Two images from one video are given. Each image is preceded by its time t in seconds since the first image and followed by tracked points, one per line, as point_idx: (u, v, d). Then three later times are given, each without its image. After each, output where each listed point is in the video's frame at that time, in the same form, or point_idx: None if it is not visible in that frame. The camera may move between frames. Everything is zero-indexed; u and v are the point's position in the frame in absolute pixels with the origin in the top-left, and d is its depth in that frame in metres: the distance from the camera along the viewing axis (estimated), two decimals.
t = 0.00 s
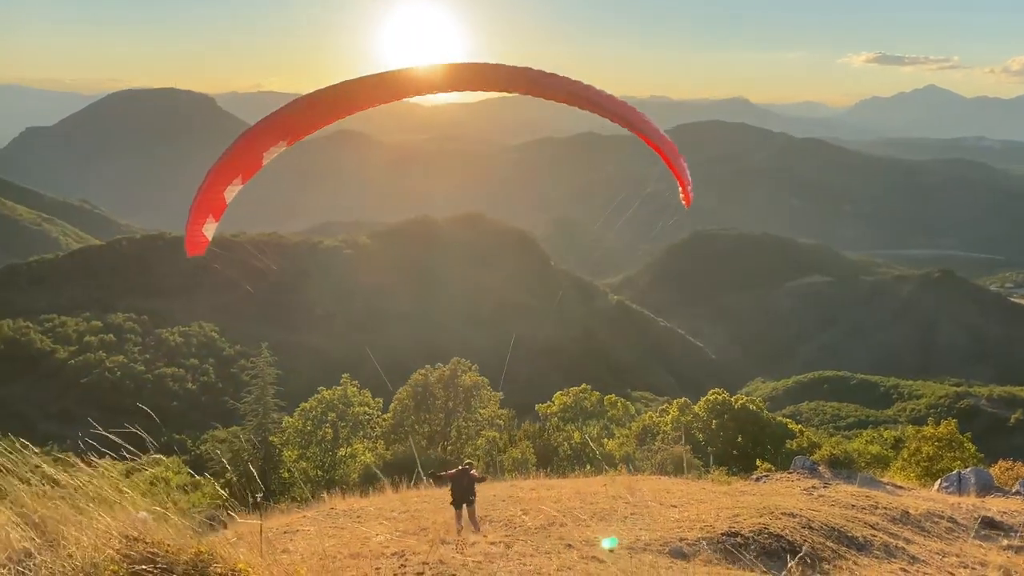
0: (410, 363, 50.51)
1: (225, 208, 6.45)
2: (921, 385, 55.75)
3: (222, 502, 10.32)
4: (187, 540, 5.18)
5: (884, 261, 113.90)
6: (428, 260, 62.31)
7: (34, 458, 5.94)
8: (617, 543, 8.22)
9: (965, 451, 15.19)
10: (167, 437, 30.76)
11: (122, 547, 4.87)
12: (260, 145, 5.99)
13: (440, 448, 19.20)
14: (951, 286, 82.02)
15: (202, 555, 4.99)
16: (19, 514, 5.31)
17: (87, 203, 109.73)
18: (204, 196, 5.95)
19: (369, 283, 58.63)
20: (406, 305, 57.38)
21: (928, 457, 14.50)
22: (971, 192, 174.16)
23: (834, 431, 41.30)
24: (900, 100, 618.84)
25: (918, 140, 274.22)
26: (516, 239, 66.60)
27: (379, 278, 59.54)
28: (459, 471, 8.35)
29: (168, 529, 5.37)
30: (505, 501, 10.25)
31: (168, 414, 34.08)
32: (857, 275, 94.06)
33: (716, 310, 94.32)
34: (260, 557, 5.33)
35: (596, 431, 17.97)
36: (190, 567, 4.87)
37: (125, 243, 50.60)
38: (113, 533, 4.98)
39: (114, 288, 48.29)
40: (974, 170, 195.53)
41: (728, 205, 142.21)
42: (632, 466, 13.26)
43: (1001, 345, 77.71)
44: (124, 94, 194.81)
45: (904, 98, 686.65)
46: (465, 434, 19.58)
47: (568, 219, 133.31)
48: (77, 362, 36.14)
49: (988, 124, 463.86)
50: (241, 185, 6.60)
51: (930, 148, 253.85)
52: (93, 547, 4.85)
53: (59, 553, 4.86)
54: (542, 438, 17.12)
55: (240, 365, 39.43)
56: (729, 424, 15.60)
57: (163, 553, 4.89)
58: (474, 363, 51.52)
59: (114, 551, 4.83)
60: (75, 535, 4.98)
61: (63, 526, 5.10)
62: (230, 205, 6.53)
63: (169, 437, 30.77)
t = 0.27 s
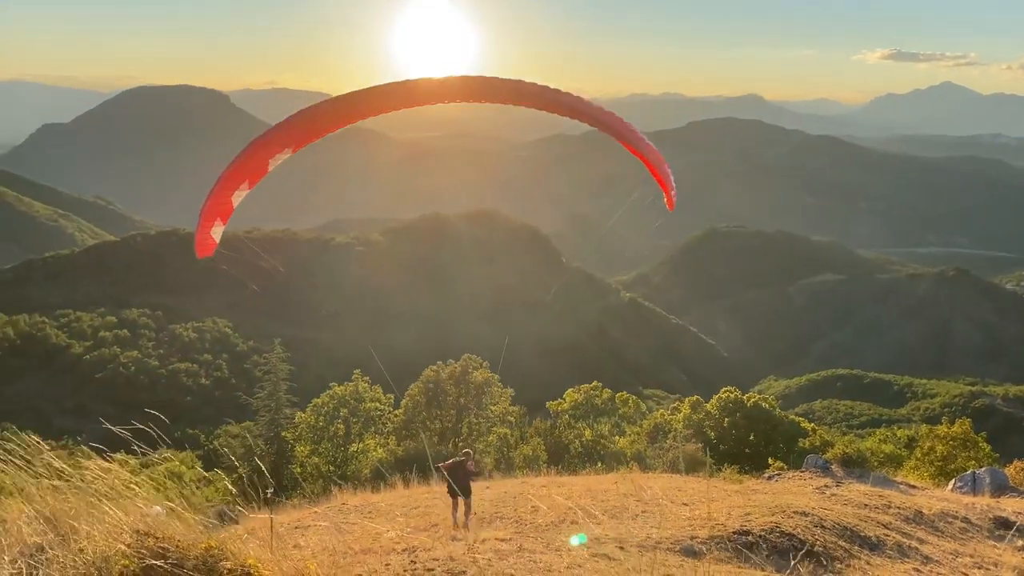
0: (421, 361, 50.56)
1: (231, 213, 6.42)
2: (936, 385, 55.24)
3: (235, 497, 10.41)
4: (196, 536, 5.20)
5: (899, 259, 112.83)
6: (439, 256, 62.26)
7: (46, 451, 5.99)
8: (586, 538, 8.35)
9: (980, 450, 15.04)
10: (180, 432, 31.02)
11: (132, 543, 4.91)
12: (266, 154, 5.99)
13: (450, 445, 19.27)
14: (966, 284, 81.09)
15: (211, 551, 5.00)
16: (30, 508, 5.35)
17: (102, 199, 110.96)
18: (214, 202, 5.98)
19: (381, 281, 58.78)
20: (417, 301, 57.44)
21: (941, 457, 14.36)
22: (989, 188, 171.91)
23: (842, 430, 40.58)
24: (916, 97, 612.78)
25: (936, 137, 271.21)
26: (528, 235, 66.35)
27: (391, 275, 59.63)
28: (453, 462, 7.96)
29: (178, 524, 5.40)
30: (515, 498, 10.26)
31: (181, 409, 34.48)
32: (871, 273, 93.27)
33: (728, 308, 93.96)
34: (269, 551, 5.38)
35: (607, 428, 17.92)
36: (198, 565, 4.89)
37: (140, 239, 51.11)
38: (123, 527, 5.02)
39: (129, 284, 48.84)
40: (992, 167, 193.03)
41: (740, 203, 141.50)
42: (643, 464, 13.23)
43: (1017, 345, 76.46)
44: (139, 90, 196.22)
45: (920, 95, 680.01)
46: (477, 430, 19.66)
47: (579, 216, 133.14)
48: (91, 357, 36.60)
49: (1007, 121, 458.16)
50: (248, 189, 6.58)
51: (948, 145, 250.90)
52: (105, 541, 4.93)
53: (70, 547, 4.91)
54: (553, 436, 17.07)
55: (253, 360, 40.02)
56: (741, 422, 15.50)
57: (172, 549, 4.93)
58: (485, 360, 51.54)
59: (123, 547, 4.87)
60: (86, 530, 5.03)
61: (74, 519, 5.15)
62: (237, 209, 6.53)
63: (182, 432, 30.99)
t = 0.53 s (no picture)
0: (432, 357, 50.57)
1: (242, 214, 6.31)
2: (952, 384, 54.58)
3: (247, 492, 10.45)
4: (207, 531, 5.24)
5: (916, 257, 111.46)
6: (451, 253, 62.17)
7: (59, 445, 6.04)
8: (546, 539, 8.26)
9: (997, 450, 14.84)
10: (194, 427, 31.20)
11: (144, 537, 4.96)
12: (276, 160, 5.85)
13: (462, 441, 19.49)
14: (984, 282, 79.91)
15: (223, 546, 5.05)
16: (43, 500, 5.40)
17: (118, 196, 112.42)
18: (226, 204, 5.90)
19: (392, 279, 58.86)
20: (428, 299, 57.45)
21: (957, 456, 14.20)
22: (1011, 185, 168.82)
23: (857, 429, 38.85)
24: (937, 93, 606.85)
25: (960, 135, 267.11)
26: (541, 231, 66.01)
27: (402, 273, 59.67)
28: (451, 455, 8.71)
29: (191, 518, 5.40)
30: (527, 495, 10.27)
31: (194, 404, 34.87)
32: (887, 272, 92.21)
33: (742, 306, 93.51)
34: (282, 546, 5.43)
35: (619, 425, 17.86)
36: (211, 559, 4.95)
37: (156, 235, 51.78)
38: (136, 522, 5.06)
39: (144, 280, 49.36)
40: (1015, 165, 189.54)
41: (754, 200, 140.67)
42: (655, 461, 13.22)
43: None
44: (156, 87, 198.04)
45: (940, 91, 671.46)
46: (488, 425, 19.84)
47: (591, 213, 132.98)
48: (106, 352, 37.16)
49: None
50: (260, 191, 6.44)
51: (972, 143, 246.77)
52: (117, 536, 5.00)
53: (82, 540, 4.94)
54: (565, 433, 16.99)
55: (266, 356, 40.26)
56: (754, 421, 15.41)
57: (183, 544, 4.96)
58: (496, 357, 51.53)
59: (136, 542, 4.93)
60: (99, 522, 5.07)
61: (87, 513, 5.19)
62: (248, 210, 6.39)
63: (196, 426, 31.22)
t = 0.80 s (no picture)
0: (442, 353, 50.59)
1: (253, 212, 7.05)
2: (967, 384, 53.98)
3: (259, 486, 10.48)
4: (222, 526, 5.30)
5: (932, 256, 110.34)
6: (464, 249, 62.04)
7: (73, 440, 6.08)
8: (542, 539, 8.15)
9: (1014, 450, 14.68)
10: (208, 421, 31.53)
11: (159, 533, 5.01)
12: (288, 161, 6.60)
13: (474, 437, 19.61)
14: (1000, 281, 79.02)
15: (237, 542, 5.12)
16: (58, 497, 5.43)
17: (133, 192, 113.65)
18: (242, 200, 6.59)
19: (405, 275, 58.84)
20: (440, 296, 57.48)
21: (972, 456, 14.06)
22: None
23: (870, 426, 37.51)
24: (955, 90, 600.11)
25: (980, 132, 263.34)
26: (552, 228, 65.86)
27: (415, 268, 59.65)
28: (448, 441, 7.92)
29: (205, 515, 5.41)
30: (538, 492, 10.24)
31: (207, 399, 35.26)
32: (902, 270, 91.43)
33: (754, 303, 93.15)
34: (295, 543, 5.47)
35: (631, 423, 17.85)
36: (226, 556, 4.99)
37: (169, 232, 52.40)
38: (152, 518, 5.09)
39: (159, 276, 50.04)
40: None
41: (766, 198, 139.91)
42: (667, 459, 13.19)
43: None
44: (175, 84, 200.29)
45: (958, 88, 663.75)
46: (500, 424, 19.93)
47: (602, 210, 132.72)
48: (121, 348, 37.73)
49: None
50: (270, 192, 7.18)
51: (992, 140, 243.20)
52: (132, 531, 5.00)
53: (97, 533, 4.98)
54: (576, 430, 17.00)
55: (278, 351, 40.43)
56: (767, 419, 15.37)
57: (198, 540, 5.00)
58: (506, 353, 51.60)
59: (149, 537, 4.98)
60: (114, 519, 5.11)
61: (103, 509, 5.24)
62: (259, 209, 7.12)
63: (210, 421, 31.55)
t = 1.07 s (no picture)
0: (453, 350, 50.60)
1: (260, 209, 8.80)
2: (982, 381, 53.38)
3: (271, 483, 10.53)
4: (236, 522, 5.26)
5: (948, 252, 109.30)
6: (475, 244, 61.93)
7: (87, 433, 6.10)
8: (556, 537, 8.10)
9: None
10: (221, 416, 31.76)
11: (172, 529, 4.99)
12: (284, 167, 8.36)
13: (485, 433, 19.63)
14: (1016, 278, 78.18)
15: (249, 538, 5.06)
16: (73, 491, 5.44)
17: (147, 188, 114.61)
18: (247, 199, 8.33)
19: (417, 272, 58.97)
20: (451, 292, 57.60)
21: (988, 455, 13.95)
22: None
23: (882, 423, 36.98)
24: (971, 85, 593.61)
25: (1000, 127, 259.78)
26: (563, 224, 65.78)
27: (426, 265, 59.76)
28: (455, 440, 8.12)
29: (217, 511, 5.41)
30: (550, 489, 10.23)
31: (219, 393, 35.55)
32: (917, 267, 90.62)
33: (766, 300, 92.76)
34: (307, 539, 5.48)
35: (643, 420, 17.88)
36: (238, 552, 4.94)
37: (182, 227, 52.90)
38: (163, 515, 5.10)
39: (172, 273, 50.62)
40: None
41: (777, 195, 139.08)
42: (678, 457, 13.19)
43: None
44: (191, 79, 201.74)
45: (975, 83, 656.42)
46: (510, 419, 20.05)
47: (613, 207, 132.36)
48: (134, 342, 38.13)
49: None
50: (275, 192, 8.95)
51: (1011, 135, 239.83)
52: (144, 525, 5.03)
53: (111, 529, 4.99)
54: (588, 427, 17.02)
55: (290, 347, 40.60)
56: (780, 417, 15.34)
57: (210, 534, 4.99)
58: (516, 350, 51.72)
59: (162, 532, 4.95)
60: (127, 514, 5.10)
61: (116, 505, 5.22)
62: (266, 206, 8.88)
63: (223, 415, 31.78)
